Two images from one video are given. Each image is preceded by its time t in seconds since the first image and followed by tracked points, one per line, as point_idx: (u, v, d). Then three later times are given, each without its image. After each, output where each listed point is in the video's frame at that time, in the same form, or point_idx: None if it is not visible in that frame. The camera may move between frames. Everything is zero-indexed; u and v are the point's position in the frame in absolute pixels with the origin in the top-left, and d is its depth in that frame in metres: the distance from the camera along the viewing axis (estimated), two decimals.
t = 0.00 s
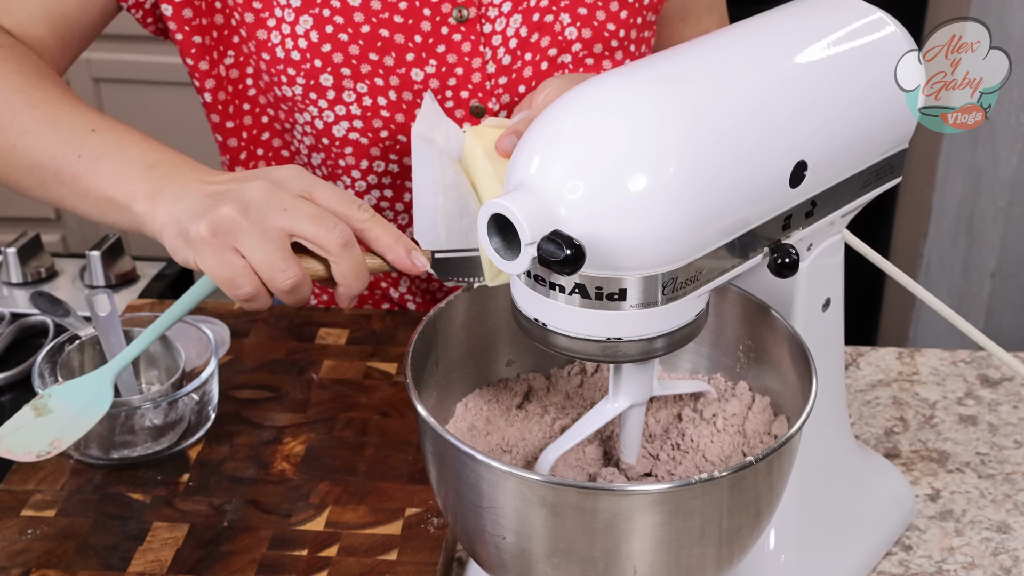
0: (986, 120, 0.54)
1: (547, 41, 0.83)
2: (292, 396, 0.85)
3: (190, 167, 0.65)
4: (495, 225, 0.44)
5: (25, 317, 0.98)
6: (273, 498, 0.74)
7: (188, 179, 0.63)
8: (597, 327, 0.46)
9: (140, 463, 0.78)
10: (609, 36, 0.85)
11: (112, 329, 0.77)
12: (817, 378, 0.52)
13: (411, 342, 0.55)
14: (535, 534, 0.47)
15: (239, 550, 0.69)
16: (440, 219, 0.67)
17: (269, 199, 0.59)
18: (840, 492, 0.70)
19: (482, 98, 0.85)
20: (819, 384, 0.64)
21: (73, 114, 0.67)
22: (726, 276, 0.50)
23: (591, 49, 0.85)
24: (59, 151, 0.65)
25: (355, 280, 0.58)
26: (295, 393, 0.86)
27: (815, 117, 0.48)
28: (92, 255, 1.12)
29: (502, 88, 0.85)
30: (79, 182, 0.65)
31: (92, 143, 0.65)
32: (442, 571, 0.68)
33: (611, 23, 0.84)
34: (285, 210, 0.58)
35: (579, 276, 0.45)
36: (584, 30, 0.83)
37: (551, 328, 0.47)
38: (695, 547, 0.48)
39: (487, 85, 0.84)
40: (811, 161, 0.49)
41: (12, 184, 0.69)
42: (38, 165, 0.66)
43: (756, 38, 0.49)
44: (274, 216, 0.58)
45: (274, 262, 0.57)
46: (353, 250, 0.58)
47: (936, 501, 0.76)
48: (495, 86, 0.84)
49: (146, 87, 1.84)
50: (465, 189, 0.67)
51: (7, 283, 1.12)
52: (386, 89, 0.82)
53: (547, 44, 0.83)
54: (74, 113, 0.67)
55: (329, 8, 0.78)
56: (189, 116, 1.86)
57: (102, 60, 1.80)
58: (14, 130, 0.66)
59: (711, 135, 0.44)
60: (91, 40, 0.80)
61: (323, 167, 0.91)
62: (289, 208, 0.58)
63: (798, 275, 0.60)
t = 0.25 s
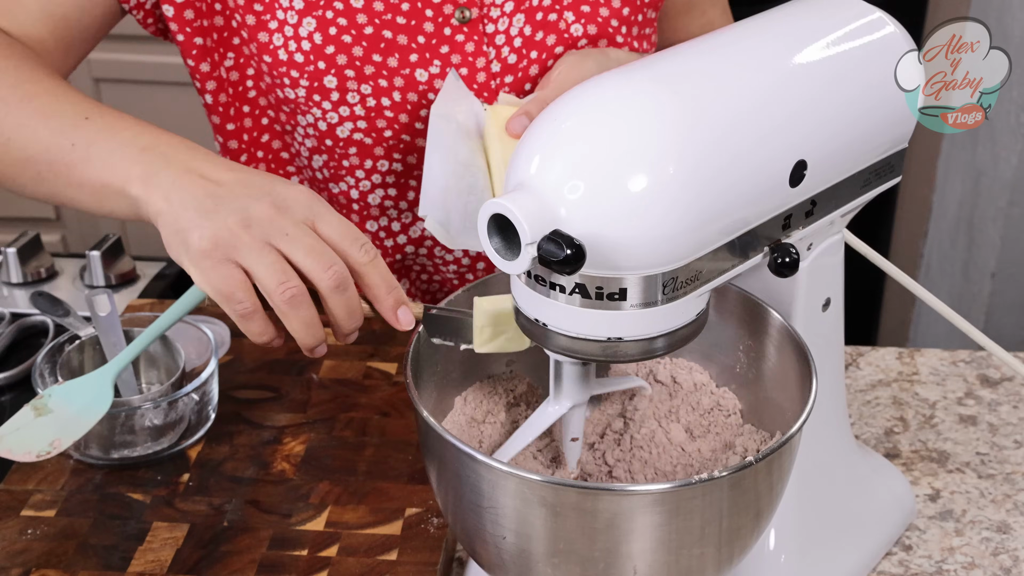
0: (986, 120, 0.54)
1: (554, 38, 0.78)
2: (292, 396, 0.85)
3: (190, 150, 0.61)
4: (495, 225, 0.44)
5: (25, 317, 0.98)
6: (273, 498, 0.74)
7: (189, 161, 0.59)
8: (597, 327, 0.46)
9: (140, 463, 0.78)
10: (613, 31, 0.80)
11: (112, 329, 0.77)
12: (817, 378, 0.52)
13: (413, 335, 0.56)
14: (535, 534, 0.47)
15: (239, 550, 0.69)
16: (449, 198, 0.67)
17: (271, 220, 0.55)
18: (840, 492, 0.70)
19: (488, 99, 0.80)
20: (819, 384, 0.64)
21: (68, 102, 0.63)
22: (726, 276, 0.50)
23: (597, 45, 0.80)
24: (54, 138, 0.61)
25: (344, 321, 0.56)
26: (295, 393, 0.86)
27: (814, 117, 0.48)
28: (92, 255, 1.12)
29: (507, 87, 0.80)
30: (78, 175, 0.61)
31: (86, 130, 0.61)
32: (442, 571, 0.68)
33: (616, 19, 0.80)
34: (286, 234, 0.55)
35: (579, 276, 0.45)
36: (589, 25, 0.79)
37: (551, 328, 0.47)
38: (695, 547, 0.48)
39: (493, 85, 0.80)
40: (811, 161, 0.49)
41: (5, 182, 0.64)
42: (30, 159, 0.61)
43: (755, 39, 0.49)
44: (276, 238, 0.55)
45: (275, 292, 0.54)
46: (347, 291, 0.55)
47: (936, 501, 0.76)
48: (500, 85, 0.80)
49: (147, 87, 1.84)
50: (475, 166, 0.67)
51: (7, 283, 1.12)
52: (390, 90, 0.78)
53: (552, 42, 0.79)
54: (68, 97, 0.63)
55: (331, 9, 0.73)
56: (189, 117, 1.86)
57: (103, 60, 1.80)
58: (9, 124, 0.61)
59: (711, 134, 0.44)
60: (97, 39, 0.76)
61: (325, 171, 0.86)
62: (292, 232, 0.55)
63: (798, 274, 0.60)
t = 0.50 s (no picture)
0: (986, 120, 0.54)
1: (560, 38, 0.78)
2: (292, 396, 0.85)
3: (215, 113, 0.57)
4: (496, 225, 0.44)
5: (25, 317, 0.98)
6: (273, 498, 0.74)
7: (225, 128, 0.54)
8: (597, 327, 0.46)
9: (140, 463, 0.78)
10: (619, 30, 0.80)
11: (112, 329, 0.77)
12: (817, 378, 0.52)
13: (413, 337, 0.56)
14: (535, 534, 0.47)
15: (239, 550, 0.69)
16: (455, 187, 0.68)
17: (312, 218, 0.52)
18: (840, 492, 0.70)
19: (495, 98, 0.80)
20: (819, 384, 0.64)
21: (83, 67, 0.56)
22: (726, 276, 0.50)
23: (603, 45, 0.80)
24: (70, 104, 0.54)
25: (357, 330, 0.54)
26: (295, 393, 0.86)
27: (816, 118, 0.48)
28: (92, 255, 1.12)
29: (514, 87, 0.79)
30: (98, 147, 0.55)
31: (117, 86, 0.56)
32: (442, 571, 0.68)
33: (621, 17, 0.79)
34: (327, 236, 0.52)
35: (579, 276, 0.45)
36: (595, 24, 0.79)
37: (550, 328, 0.47)
38: (695, 547, 0.48)
39: (500, 85, 0.79)
40: (811, 161, 0.49)
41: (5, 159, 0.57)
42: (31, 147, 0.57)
43: (756, 39, 0.49)
44: (315, 240, 0.52)
45: (298, 297, 0.51)
46: (370, 303, 0.53)
47: (936, 501, 0.76)
48: (508, 84, 0.79)
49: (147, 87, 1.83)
50: (485, 157, 0.67)
51: (7, 283, 1.12)
52: (398, 89, 0.78)
53: (558, 41, 0.78)
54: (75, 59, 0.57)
55: (340, 8, 0.73)
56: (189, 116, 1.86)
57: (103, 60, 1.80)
58: (20, 93, 0.54)
59: (711, 135, 0.44)
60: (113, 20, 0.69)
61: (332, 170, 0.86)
62: (333, 234, 0.52)
63: (797, 275, 0.60)
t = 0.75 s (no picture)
0: (986, 120, 0.54)
1: (565, 37, 0.78)
2: (292, 396, 0.85)
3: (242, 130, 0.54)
4: (495, 225, 0.44)
5: (25, 317, 0.98)
6: (273, 498, 0.74)
7: (256, 148, 0.52)
8: (597, 327, 0.46)
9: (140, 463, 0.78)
10: (623, 29, 0.80)
11: (112, 329, 0.77)
12: (817, 378, 0.52)
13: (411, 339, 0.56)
14: (535, 534, 0.47)
15: (239, 550, 0.69)
16: (457, 184, 0.68)
17: (355, 244, 0.51)
18: (840, 492, 0.70)
19: (500, 96, 0.80)
20: (819, 384, 0.64)
21: (102, 75, 0.53)
22: (726, 276, 0.50)
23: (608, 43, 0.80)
24: (90, 110, 0.51)
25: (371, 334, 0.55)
26: (295, 393, 0.86)
27: (816, 120, 0.48)
28: (93, 255, 1.12)
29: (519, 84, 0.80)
30: (119, 156, 0.51)
31: (135, 103, 0.52)
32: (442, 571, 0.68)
33: (626, 16, 0.79)
34: (369, 263, 0.51)
35: (579, 276, 0.45)
36: (600, 23, 0.78)
37: (550, 328, 0.47)
38: (695, 547, 0.48)
39: (505, 82, 0.79)
40: (811, 162, 0.49)
41: (12, 159, 0.54)
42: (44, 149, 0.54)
43: (756, 38, 0.49)
44: (357, 268, 0.51)
45: (331, 324, 0.52)
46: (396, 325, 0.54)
47: (936, 501, 0.76)
48: (513, 82, 0.80)
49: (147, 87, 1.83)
50: (487, 157, 0.67)
51: (7, 283, 1.12)
52: (404, 88, 0.78)
53: (564, 40, 0.78)
54: (87, 60, 0.54)
55: (347, 7, 0.72)
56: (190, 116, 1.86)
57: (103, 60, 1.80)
58: (33, 100, 0.51)
59: (711, 135, 0.44)
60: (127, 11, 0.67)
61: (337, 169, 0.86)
62: (376, 262, 0.51)
63: (797, 275, 0.60)
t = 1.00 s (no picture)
0: (986, 120, 0.54)
1: (568, 36, 0.79)
2: (292, 396, 0.85)
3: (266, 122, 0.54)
4: (495, 225, 0.44)
5: (25, 317, 0.98)
6: (273, 498, 0.74)
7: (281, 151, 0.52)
8: (597, 327, 0.46)
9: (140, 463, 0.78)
10: (626, 27, 0.80)
11: (112, 329, 0.77)
12: (817, 378, 0.52)
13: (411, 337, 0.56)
14: (535, 534, 0.47)
15: (239, 550, 0.69)
16: (460, 186, 0.68)
17: (375, 270, 0.52)
18: (840, 491, 0.70)
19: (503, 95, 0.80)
20: (819, 384, 0.64)
21: (121, 68, 0.52)
22: (725, 276, 0.50)
23: (611, 42, 0.80)
24: (112, 107, 0.50)
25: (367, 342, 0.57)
26: (295, 393, 0.86)
27: (816, 121, 0.48)
28: (92, 255, 1.12)
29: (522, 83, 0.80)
30: (141, 154, 0.51)
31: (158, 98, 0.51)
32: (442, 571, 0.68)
33: (629, 15, 0.79)
34: (383, 290, 0.52)
35: (579, 276, 0.45)
36: (603, 22, 0.79)
37: (550, 328, 0.47)
38: (695, 547, 0.48)
39: (508, 81, 0.79)
40: (811, 161, 0.49)
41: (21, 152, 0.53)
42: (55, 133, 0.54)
43: (757, 38, 0.49)
44: (368, 295, 0.52)
45: (332, 339, 0.53)
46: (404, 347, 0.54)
47: (936, 501, 0.76)
48: (516, 81, 0.80)
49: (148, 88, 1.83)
50: (489, 158, 0.67)
51: (7, 283, 1.12)
52: (408, 87, 0.78)
53: (567, 39, 0.79)
54: (104, 53, 0.53)
55: (350, 6, 0.73)
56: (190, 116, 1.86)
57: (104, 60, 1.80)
58: (50, 92, 0.50)
59: (711, 136, 0.44)
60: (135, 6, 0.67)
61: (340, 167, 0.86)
62: (390, 291, 0.52)
63: (798, 275, 0.60)
